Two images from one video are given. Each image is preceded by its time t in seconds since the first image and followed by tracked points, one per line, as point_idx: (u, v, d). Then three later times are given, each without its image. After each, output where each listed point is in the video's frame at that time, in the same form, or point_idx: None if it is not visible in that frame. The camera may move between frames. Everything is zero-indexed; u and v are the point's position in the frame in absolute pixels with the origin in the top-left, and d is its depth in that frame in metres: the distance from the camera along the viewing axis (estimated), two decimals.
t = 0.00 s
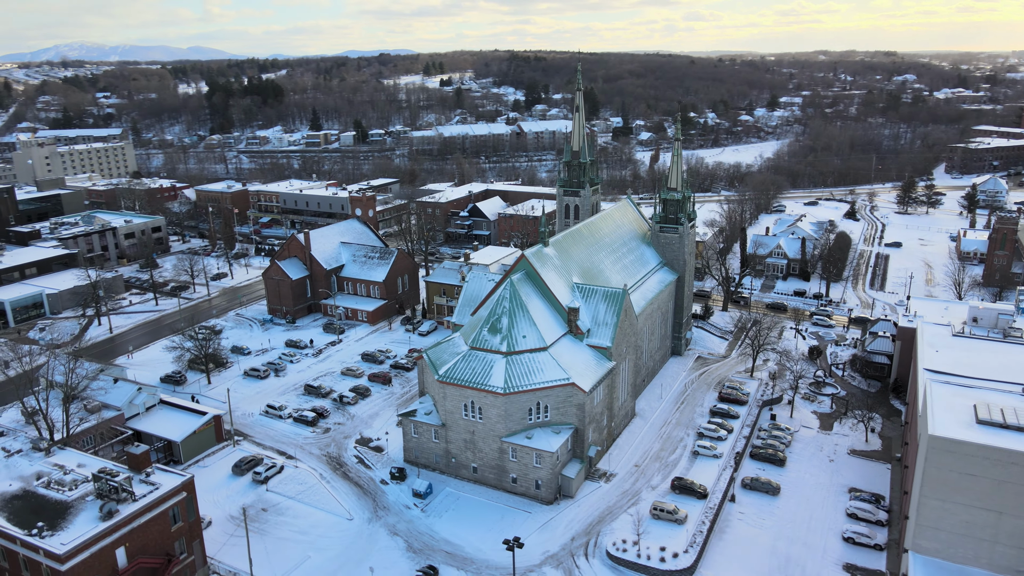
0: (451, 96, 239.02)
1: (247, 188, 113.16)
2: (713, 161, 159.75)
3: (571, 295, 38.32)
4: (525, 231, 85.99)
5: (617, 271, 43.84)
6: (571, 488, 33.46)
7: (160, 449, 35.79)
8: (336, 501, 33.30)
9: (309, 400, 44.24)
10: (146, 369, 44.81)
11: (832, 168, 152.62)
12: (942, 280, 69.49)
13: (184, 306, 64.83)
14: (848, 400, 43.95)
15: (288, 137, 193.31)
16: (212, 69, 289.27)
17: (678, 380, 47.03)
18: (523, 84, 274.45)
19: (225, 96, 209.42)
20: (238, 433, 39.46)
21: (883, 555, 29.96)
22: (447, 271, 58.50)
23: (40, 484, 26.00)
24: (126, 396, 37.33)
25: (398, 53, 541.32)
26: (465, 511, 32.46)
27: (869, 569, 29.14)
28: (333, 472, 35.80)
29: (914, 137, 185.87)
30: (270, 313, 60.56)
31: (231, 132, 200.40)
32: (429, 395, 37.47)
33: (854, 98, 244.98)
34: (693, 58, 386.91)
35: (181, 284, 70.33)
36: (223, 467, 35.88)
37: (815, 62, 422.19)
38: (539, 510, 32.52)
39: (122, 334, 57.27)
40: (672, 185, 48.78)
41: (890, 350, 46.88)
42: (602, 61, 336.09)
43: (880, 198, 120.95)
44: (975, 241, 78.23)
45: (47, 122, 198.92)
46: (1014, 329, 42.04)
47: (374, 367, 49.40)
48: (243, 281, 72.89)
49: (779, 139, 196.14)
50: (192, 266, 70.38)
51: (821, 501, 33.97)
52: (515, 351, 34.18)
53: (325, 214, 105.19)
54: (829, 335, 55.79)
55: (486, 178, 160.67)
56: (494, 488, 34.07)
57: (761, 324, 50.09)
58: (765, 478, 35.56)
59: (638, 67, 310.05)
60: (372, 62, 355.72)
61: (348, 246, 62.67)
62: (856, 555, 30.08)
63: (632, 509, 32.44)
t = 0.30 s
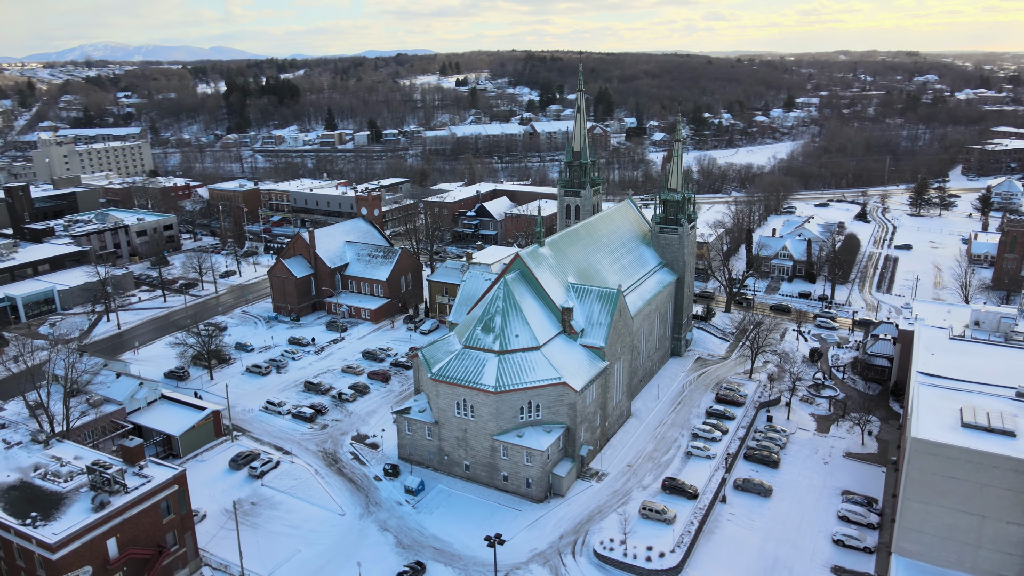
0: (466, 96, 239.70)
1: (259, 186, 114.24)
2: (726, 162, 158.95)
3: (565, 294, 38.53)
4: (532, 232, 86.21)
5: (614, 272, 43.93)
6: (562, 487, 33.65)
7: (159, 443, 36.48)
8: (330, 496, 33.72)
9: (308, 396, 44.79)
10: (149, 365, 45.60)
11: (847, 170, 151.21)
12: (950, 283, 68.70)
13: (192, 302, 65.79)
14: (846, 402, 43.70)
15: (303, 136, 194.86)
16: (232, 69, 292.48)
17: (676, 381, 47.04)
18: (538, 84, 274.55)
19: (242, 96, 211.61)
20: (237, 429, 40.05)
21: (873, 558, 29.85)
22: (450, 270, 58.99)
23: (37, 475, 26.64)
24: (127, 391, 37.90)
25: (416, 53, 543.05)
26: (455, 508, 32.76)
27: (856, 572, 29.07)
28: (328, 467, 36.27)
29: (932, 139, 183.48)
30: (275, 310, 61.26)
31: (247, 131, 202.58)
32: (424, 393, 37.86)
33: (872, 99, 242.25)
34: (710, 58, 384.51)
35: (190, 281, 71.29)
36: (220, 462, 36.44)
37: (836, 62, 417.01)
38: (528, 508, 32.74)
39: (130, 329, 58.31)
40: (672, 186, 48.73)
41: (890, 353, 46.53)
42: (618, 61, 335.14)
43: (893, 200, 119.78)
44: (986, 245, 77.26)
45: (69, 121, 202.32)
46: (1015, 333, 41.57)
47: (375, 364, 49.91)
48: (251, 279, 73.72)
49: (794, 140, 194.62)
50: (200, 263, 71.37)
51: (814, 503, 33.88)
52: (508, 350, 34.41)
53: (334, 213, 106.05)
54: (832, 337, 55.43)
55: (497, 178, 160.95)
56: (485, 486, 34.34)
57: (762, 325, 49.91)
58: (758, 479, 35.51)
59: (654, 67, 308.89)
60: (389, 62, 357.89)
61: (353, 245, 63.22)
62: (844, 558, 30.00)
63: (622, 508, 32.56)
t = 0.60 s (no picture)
0: (480, 96, 240.00)
1: (269, 186, 115.21)
2: (739, 163, 157.85)
3: (559, 295, 38.56)
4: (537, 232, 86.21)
5: (610, 273, 43.84)
6: (552, 487, 33.67)
7: (157, 440, 37.03)
8: (322, 493, 34.02)
9: (307, 394, 45.17)
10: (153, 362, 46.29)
11: (862, 171, 149.54)
12: (960, 285, 67.74)
13: (198, 300, 66.59)
14: (846, 405, 43.31)
15: (317, 135, 195.97)
16: (250, 69, 295.16)
17: (674, 382, 46.85)
18: (553, 84, 274.40)
19: (259, 96, 213.48)
20: (234, 426, 40.47)
21: (863, 563, 29.60)
22: (451, 270, 59.20)
23: (31, 469, 27.13)
24: (127, 387, 38.57)
25: (433, 53, 544.31)
26: (445, 507, 32.90)
27: None
28: (321, 465, 36.55)
29: (951, 139, 180.93)
30: (279, 309, 61.76)
31: (263, 131, 204.39)
32: (418, 392, 38.02)
33: (891, 100, 239.23)
34: (727, 58, 381.75)
35: (197, 279, 72.09)
36: (216, 459, 36.88)
37: (855, 62, 412.25)
38: (518, 508, 32.82)
39: (136, 326, 59.19)
40: (672, 187, 48.56)
41: (892, 356, 46.07)
42: (634, 60, 333.88)
43: (907, 202, 118.31)
44: (998, 247, 76.16)
45: (88, 121, 205.21)
46: (1018, 337, 41.02)
47: (375, 363, 50.20)
48: (257, 278, 74.43)
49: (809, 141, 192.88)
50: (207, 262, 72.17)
51: (807, 506, 33.63)
52: (500, 350, 34.50)
53: (343, 212, 106.73)
54: (835, 339, 54.94)
55: (509, 178, 160.99)
56: (477, 485, 34.46)
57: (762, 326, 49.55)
58: (752, 482, 35.31)
59: (670, 67, 307.35)
60: (406, 62, 359.33)
61: (356, 244, 63.61)
62: (834, 562, 29.76)
63: (612, 509, 32.56)
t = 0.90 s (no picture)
0: (495, 96, 240.15)
1: (280, 185, 116.19)
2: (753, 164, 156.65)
3: (554, 296, 38.58)
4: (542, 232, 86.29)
5: (607, 274, 43.77)
6: (542, 487, 33.71)
7: (154, 435, 37.53)
8: (314, 491, 34.30)
9: (306, 392, 45.55)
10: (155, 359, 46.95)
11: (878, 173, 147.73)
12: (969, 288, 66.80)
13: (204, 298, 67.37)
14: (845, 408, 42.88)
15: (331, 135, 197.06)
16: (267, 69, 297.68)
17: (672, 384, 46.62)
18: (568, 84, 274.01)
19: (275, 96, 215.29)
20: (232, 423, 40.88)
21: (852, 567, 29.37)
22: (453, 270, 59.40)
23: (25, 463, 27.60)
24: (127, 383, 39.15)
25: (450, 53, 545.63)
26: (436, 506, 33.06)
27: None
28: (315, 463, 36.83)
29: (970, 140, 178.20)
30: (283, 307, 62.28)
31: (278, 131, 206.10)
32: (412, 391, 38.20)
33: (910, 100, 235.95)
34: (745, 58, 378.72)
35: (204, 278, 72.89)
36: (212, 455, 37.31)
37: (876, 62, 407.07)
38: (507, 508, 32.87)
39: (143, 323, 60.01)
40: (672, 187, 48.31)
41: (893, 360, 45.58)
42: (651, 60, 332.48)
43: (921, 203, 116.90)
44: (1011, 250, 74.95)
45: (108, 120, 207.94)
46: (1021, 341, 40.42)
47: (374, 362, 50.49)
48: (264, 276, 75.08)
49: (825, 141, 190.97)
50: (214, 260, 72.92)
51: (800, 510, 33.36)
52: (492, 350, 34.60)
53: (352, 212, 107.44)
54: (838, 343, 54.44)
55: (520, 178, 161.01)
56: (468, 485, 34.55)
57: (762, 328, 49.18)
58: (744, 485, 35.07)
59: (686, 67, 305.63)
60: (422, 62, 360.58)
61: (360, 244, 64.03)
62: (823, 567, 29.53)
63: (601, 510, 32.54)
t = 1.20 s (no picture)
0: (510, 96, 240.04)
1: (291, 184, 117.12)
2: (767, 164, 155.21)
3: (548, 296, 38.60)
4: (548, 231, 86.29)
5: (604, 274, 43.72)
6: (532, 487, 33.75)
7: (151, 431, 38.09)
8: (305, 488, 34.60)
9: (304, 389, 45.92)
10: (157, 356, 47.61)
11: (895, 174, 145.66)
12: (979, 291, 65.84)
13: (211, 296, 68.18)
14: (843, 411, 42.44)
15: (345, 134, 198.11)
16: (285, 69, 300.05)
17: (669, 386, 46.44)
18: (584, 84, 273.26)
19: (291, 96, 216.95)
20: (229, 420, 41.35)
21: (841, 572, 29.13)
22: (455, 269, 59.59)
23: (20, 457, 28.12)
24: (127, 379, 39.71)
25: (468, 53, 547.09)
26: (425, 504, 33.23)
27: None
28: (309, 460, 37.15)
29: (991, 141, 175.22)
30: (287, 305, 62.84)
31: (293, 130, 207.69)
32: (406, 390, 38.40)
33: (931, 100, 232.32)
34: (764, 58, 375.17)
35: (212, 275, 73.68)
36: (208, 451, 37.76)
37: (898, 61, 401.12)
38: (496, 507, 32.95)
39: (149, 320, 60.86)
40: (671, 188, 48.09)
41: (893, 363, 45.06)
42: (668, 60, 330.57)
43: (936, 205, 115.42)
44: None
45: (127, 120, 210.68)
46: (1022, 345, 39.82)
47: (373, 360, 50.79)
48: (271, 274, 75.77)
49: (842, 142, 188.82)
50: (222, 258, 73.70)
51: (791, 514, 33.10)
52: (483, 350, 34.71)
53: (361, 211, 108.11)
54: (840, 345, 53.89)
55: (532, 178, 160.89)
56: (458, 484, 34.68)
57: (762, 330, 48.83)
58: (736, 487, 34.87)
59: (704, 67, 303.52)
60: (440, 62, 361.41)
61: (364, 243, 64.43)
62: (811, 571, 29.28)
63: (590, 511, 32.53)
